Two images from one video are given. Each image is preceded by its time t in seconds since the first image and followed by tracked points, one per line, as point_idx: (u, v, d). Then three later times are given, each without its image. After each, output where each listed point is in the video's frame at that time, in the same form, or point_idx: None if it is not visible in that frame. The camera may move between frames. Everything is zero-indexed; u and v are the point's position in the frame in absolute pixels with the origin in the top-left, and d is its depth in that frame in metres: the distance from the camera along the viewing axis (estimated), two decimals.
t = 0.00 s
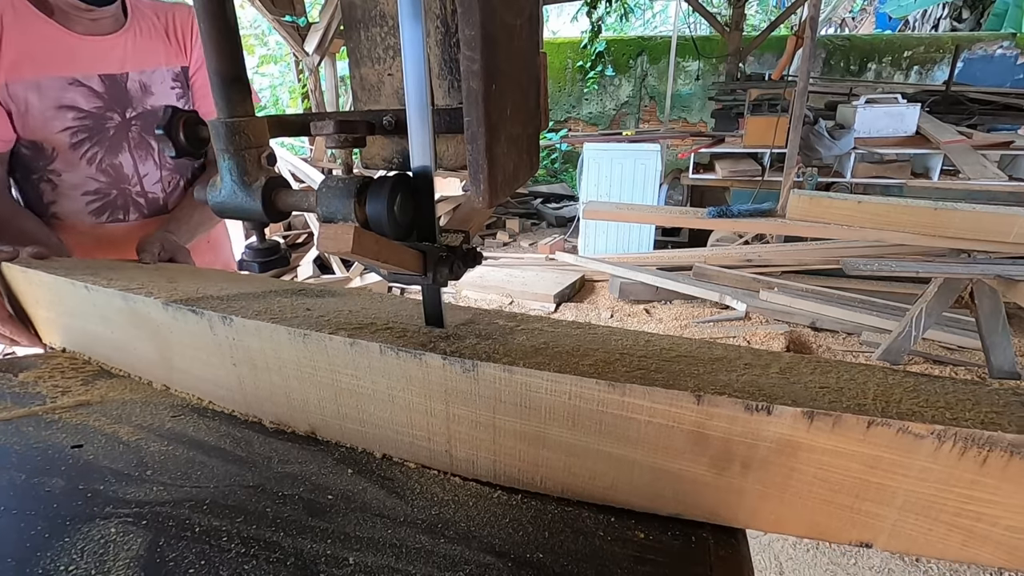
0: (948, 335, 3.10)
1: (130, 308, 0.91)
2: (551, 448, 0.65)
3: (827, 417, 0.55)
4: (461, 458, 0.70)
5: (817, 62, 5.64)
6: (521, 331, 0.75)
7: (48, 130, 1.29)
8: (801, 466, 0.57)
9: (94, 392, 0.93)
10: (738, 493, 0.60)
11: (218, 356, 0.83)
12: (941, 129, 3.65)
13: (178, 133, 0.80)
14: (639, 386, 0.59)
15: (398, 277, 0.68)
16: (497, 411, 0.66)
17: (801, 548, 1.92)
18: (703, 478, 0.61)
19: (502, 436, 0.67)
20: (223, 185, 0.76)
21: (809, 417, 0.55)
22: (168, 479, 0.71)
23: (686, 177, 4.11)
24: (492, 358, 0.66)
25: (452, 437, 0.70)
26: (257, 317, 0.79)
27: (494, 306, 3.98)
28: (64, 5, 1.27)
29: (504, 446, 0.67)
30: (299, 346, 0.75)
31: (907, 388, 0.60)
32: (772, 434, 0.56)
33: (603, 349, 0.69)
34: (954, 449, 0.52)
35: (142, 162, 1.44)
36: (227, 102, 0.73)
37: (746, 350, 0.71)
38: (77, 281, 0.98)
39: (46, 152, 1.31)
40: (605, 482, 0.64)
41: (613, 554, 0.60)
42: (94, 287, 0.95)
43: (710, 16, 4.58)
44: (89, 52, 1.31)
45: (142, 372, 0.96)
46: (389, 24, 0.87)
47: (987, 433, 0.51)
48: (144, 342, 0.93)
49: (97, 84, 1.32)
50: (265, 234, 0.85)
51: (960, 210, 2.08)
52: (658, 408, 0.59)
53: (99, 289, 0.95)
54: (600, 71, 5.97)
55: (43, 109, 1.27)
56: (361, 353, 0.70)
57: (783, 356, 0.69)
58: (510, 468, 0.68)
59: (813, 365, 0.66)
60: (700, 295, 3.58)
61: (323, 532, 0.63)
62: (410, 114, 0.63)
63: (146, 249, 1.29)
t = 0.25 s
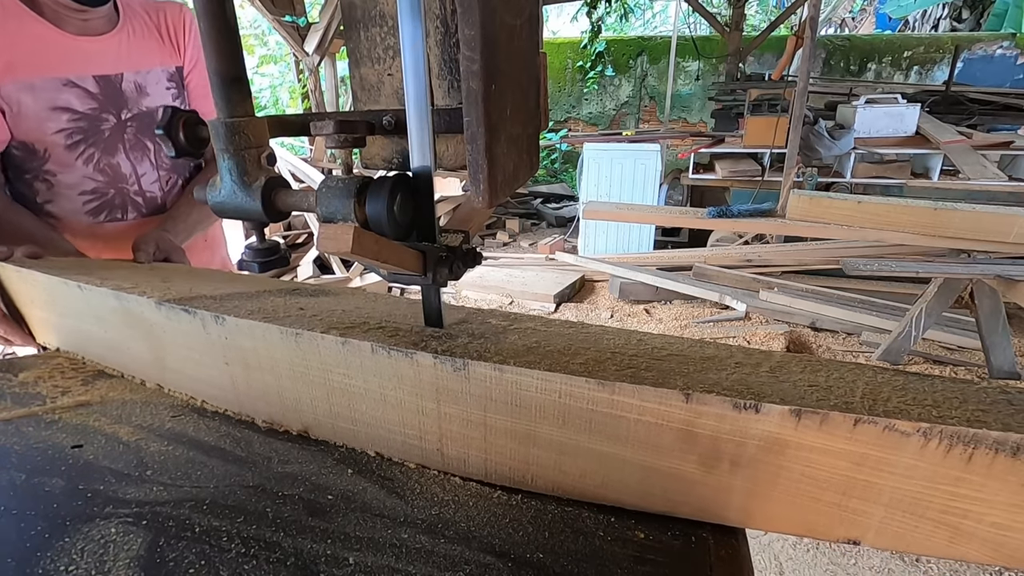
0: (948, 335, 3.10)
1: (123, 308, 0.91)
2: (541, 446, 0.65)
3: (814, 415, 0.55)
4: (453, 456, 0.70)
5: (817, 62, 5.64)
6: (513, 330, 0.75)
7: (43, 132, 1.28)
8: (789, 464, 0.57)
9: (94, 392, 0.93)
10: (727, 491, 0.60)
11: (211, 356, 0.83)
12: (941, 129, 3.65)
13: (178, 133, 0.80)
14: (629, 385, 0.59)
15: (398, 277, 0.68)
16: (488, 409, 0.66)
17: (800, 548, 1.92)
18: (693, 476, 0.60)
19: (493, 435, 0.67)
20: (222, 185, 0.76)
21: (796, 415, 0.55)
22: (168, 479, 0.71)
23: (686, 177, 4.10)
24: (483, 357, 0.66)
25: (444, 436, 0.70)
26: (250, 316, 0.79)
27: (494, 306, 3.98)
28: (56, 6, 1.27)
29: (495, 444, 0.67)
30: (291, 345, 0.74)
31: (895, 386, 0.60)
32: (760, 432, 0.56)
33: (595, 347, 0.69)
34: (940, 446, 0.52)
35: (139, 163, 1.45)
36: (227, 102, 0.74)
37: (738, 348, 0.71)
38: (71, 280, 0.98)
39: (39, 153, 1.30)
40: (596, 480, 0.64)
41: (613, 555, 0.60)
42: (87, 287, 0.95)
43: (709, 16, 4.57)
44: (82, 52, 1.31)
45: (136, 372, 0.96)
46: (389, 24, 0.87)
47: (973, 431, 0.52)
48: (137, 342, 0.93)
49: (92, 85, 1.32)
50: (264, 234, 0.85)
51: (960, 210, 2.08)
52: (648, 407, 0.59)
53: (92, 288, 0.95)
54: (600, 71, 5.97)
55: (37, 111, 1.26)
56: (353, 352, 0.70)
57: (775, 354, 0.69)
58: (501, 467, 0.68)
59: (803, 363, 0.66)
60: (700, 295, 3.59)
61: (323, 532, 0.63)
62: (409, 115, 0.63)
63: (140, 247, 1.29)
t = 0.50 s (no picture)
0: (948, 335, 3.10)
1: (117, 306, 0.92)
2: (529, 445, 0.65)
3: (799, 413, 0.55)
4: (442, 454, 0.71)
5: (817, 62, 5.65)
6: (504, 329, 0.75)
7: (37, 135, 1.28)
8: (775, 463, 0.57)
9: (94, 392, 0.93)
10: (713, 489, 0.60)
11: (204, 355, 0.84)
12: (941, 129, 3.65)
13: (178, 133, 0.80)
14: (616, 383, 0.59)
15: (398, 277, 0.68)
16: (478, 408, 0.66)
17: (801, 548, 1.92)
18: (680, 474, 0.61)
19: (482, 433, 0.67)
20: (222, 185, 0.76)
21: (782, 414, 0.55)
22: (168, 479, 0.71)
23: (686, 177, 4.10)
24: (471, 355, 0.66)
25: (433, 434, 0.70)
26: (242, 315, 0.79)
27: (494, 306, 3.98)
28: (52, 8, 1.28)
29: (484, 442, 0.67)
30: (281, 344, 0.75)
31: (883, 386, 0.60)
32: (746, 430, 0.57)
33: (584, 346, 0.69)
34: (925, 445, 0.53)
35: (135, 165, 1.44)
36: (227, 102, 0.74)
37: (728, 347, 0.71)
38: (66, 279, 0.99)
39: (32, 155, 1.30)
40: (584, 478, 0.65)
41: (614, 555, 0.60)
42: (82, 285, 0.96)
43: (710, 16, 4.57)
44: (78, 55, 1.31)
45: (131, 371, 0.97)
46: (389, 24, 0.87)
47: (957, 430, 0.52)
48: (132, 340, 0.93)
49: (88, 88, 1.33)
50: (264, 235, 0.85)
51: (960, 210, 2.08)
52: (635, 405, 0.59)
53: (87, 287, 0.95)
54: (600, 71, 5.97)
55: (32, 113, 1.27)
56: (343, 350, 0.71)
57: (765, 353, 0.69)
58: (491, 465, 0.68)
59: (792, 362, 0.67)
60: (700, 295, 3.59)
61: (323, 532, 0.63)
62: (410, 114, 0.63)
63: (138, 247, 1.28)
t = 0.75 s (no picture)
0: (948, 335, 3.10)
1: (114, 305, 0.92)
2: (518, 444, 0.65)
3: (785, 413, 0.55)
4: (433, 453, 0.71)
5: (817, 62, 5.65)
6: (497, 329, 0.75)
7: (35, 136, 1.28)
8: (763, 462, 0.57)
9: (94, 392, 0.93)
10: (700, 489, 0.60)
11: (199, 353, 0.84)
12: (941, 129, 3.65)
13: (178, 133, 0.80)
14: (602, 382, 0.60)
15: (398, 278, 0.68)
16: (466, 406, 0.66)
17: (801, 548, 1.92)
18: (666, 473, 0.61)
19: (471, 432, 0.67)
20: (222, 185, 0.76)
21: (767, 413, 0.55)
22: (168, 479, 0.71)
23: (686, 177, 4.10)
24: (460, 354, 0.66)
25: (423, 433, 0.70)
26: (234, 314, 0.79)
27: (494, 306, 3.98)
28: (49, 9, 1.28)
29: (473, 441, 0.68)
30: (273, 342, 0.75)
31: (872, 386, 0.60)
32: (731, 430, 0.57)
33: (575, 346, 0.70)
34: (911, 445, 0.53)
35: (133, 165, 1.44)
36: (227, 102, 0.74)
37: (718, 347, 0.71)
38: (62, 278, 0.99)
39: (31, 156, 1.30)
40: (572, 477, 0.65)
41: (613, 555, 0.60)
42: (79, 283, 0.96)
43: (709, 16, 4.57)
44: (76, 57, 1.31)
45: (128, 370, 0.97)
46: (389, 24, 0.87)
47: (943, 430, 0.52)
48: (128, 339, 0.93)
49: (86, 90, 1.33)
50: (264, 235, 0.85)
51: (960, 209, 2.08)
52: (621, 404, 0.59)
53: (84, 285, 0.95)
54: (600, 71, 5.97)
55: (30, 115, 1.27)
56: (334, 349, 0.71)
57: (755, 354, 0.69)
58: (480, 464, 0.69)
59: (782, 362, 0.67)
60: (700, 295, 3.59)
61: (323, 532, 0.63)
62: (409, 115, 0.63)
63: (140, 247, 1.29)
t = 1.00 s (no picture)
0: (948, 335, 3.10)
1: (108, 304, 0.92)
2: (510, 441, 0.66)
3: (772, 410, 0.55)
4: (425, 451, 0.71)
5: (817, 62, 5.65)
6: (491, 328, 0.76)
7: (35, 137, 1.28)
8: (752, 460, 0.58)
9: (94, 392, 0.93)
10: (689, 486, 0.61)
11: (193, 351, 0.84)
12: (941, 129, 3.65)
13: (178, 134, 0.80)
14: (591, 379, 0.60)
15: (398, 278, 0.68)
16: (458, 404, 0.67)
17: (801, 549, 1.92)
18: (656, 471, 0.61)
19: (463, 430, 0.68)
20: (222, 185, 0.76)
21: (755, 410, 0.56)
22: (168, 479, 0.71)
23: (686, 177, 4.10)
24: (452, 353, 0.67)
25: (416, 431, 0.71)
26: (228, 313, 0.79)
27: (494, 305, 3.98)
28: (50, 11, 1.28)
29: (465, 439, 0.68)
30: (267, 340, 0.75)
31: (861, 384, 0.61)
32: (719, 427, 0.57)
33: (566, 345, 0.70)
34: (896, 442, 0.53)
35: (132, 165, 1.43)
36: (227, 102, 0.73)
37: (710, 346, 0.72)
38: (57, 277, 0.99)
39: (30, 157, 1.29)
40: (563, 475, 0.65)
41: (614, 555, 0.60)
42: (74, 282, 0.96)
43: (710, 16, 4.57)
44: (76, 58, 1.31)
45: (123, 368, 0.97)
46: (389, 24, 0.87)
47: (928, 427, 0.52)
48: (123, 337, 0.93)
49: (86, 92, 1.33)
50: (264, 235, 0.85)
51: (960, 209, 2.08)
52: (610, 402, 0.60)
53: (78, 284, 0.95)
54: (600, 71, 5.96)
55: (30, 116, 1.26)
56: (327, 347, 0.71)
57: (746, 352, 0.69)
58: (472, 461, 0.69)
59: (772, 360, 0.67)
60: (700, 295, 3.58)
61: (323, 532, 0.63)
62: (409, 115, 0.63)
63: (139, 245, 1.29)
